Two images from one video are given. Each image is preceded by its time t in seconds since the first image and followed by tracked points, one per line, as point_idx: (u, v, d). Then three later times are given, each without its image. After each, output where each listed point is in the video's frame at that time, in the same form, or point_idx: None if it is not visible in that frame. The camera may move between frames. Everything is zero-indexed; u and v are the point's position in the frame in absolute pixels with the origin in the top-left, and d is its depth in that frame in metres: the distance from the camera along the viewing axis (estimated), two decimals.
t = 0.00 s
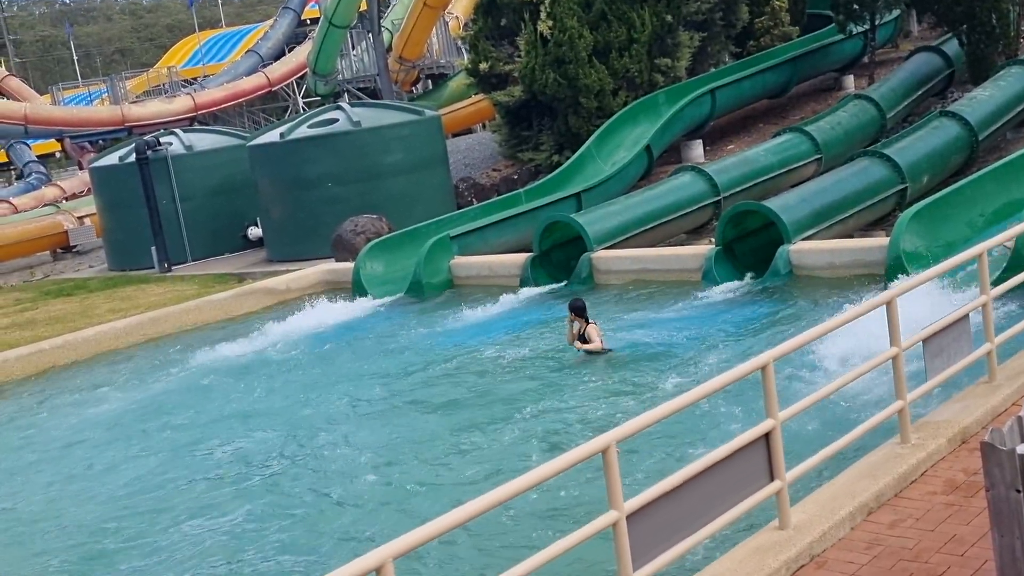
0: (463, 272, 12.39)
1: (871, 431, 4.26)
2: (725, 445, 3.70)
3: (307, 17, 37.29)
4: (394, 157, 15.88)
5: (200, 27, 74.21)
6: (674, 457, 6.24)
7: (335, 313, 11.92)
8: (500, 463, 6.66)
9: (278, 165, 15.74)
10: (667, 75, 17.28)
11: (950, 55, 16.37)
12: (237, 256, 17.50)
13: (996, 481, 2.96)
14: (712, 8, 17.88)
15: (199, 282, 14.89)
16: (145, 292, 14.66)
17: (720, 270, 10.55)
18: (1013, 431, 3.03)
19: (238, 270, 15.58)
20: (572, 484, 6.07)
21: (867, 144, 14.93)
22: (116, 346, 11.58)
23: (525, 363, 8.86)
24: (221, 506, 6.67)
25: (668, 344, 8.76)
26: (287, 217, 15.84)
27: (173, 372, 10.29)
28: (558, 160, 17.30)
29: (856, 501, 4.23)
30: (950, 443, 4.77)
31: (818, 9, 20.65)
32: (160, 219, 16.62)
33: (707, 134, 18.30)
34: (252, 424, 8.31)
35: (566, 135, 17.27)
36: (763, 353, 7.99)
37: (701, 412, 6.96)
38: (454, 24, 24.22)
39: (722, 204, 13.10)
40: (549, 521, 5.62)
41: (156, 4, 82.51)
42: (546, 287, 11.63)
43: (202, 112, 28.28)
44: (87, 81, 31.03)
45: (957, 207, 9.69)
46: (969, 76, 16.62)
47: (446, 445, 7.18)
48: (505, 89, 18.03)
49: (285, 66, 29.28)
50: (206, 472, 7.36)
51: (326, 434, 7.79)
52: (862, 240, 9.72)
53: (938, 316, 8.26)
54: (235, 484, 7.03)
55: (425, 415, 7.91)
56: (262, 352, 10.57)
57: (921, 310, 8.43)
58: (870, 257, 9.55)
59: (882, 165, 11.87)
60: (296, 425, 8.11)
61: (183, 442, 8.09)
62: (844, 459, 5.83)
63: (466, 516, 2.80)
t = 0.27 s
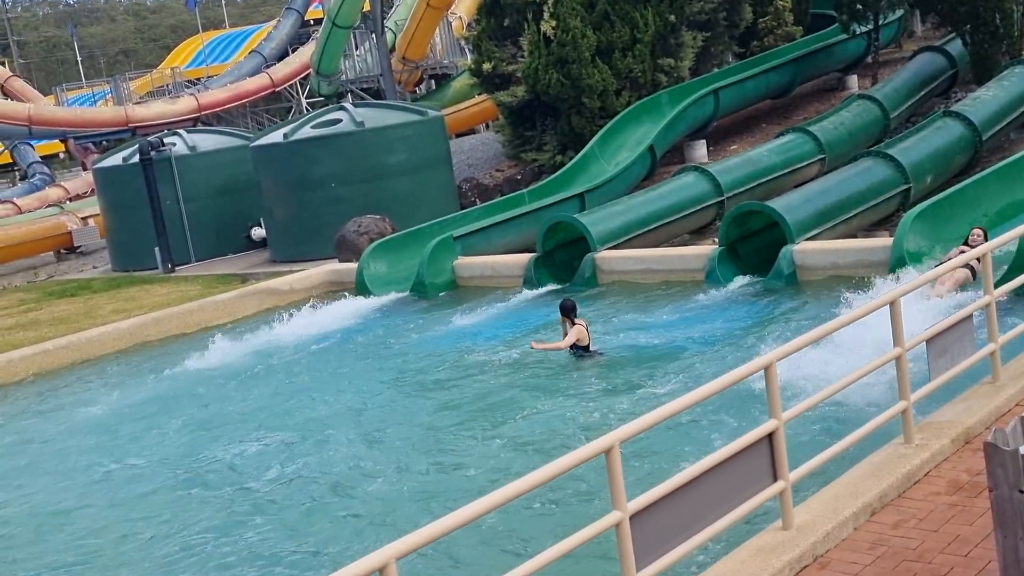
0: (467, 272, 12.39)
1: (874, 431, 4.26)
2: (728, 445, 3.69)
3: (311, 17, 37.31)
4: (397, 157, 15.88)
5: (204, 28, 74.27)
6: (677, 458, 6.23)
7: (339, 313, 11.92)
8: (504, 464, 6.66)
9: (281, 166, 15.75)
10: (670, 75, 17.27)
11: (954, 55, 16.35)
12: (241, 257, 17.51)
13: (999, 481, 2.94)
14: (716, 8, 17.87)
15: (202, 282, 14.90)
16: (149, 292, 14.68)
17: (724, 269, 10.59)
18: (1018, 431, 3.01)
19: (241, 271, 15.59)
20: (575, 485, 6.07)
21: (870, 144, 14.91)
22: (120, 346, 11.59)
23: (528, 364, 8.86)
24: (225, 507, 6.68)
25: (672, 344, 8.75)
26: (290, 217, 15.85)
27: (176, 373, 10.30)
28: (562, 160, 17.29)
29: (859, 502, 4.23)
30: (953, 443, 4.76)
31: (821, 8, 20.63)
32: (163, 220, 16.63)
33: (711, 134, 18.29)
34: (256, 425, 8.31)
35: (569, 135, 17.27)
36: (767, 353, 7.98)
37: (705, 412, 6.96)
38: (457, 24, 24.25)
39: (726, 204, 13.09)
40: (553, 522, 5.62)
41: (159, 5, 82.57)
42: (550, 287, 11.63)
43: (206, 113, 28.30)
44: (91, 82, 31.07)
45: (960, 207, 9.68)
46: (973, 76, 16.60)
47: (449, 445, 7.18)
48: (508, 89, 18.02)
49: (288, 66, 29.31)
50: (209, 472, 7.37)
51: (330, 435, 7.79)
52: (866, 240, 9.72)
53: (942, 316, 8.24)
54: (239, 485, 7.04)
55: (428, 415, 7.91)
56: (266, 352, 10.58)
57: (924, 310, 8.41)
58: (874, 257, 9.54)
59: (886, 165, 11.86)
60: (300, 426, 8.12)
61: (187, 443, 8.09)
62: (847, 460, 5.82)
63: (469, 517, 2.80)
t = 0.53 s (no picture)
0: (471, 273, 12.40)
1: (878, 432, 4.26)
2: (732, 446, 3.69)
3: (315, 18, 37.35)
4: (401, 158, 15.89)
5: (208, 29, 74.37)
6: (681, 459, 6.23)
7: (343, 313, 11.93)
8: (507, 465, 6.65)
9: (286, 166, 15.77)
10: (674, 75, 17.27)
11: (959, 55, 16.34)
12: (246, 257, 17.54)
13: (1003, 482, 2.89)
14: (720, 8, 17.87)
15: (207, 283, 14.92)
16: (154, 293, 14.71)
17: (727, 269, 10.60)
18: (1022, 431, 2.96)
19: (246, 271, 15.61)
20: (579, 486, 6.07)
21: (875, 144, 14.90)
22: (125, 347, 11.61)
23: (533, 364, 8.86)
24: (230, 507, 6.69)
25: (676, 345, 8.75)
26: (295, 218, 15.87)
27: (181, 373, 10.31)
28: (566, 161, 17.30)
29: (864, 503, 4.23)
30: (958, 444, 4.76)
31: (825, 9, 20.63)
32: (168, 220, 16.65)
33: (715, 135, 18.29)
34: (261, 425, 8.33)
35: (573, 136, 17.27)
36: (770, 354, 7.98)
37: (708, 413, 6.95)
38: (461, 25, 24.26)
39: (730, 205, 13.09)
40: (557, 523, 5.62)
41: (164, 6, 82.70)
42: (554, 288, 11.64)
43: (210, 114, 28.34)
44: (96, 82, 31.12)
45: (965, 207, 9.66)
46: (978, 77, 16.59)
47: (453, 446, 7.19)
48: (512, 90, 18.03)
49: (293, 67, 29.35)
50: (214, 473, 7.38)
51: (334, 435, 7.79)
52: (870, 241, 9.71)
53: (947, 316, 8.21)
54: (243, 486, 7.04)
55: (432, 416, 7.91)
56: (270, 353, 10.60)
57: (929, 310, 8.39)
58: (878, 257, 9.54)
59: (890, 165, 11.86)
60: (304, 426, 8.12)
61: (192, 443, 8.11)
62: (851, 460, 5.82)
63: (473, 518, 2.81)
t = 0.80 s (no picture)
0: (476, 273, 12.41)
1: (885, 433, 4.25)
2: (738, 447, 3.69)
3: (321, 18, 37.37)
4: (407, 158, 15.90)
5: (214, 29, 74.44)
6: (687, 459, 6.23)
7: (349, 313, 11.94)
8: (513, 465, 6.65)
9: (291, 166, 15.78)
10: (680, 75, 17.26)
11: (965, 55, 16.31)
12: (252, 257, 17.56)
13: (1011, 483, 2.86)
14: (726, 8, 17.86)
15: (213, 282, 14.94)
16: (160, 292, 14.73)
17: (733, 269, 10.57)
18: None
19: (251, 271, 15.63)
20: (585, 486, 6.06)
21: (881, 144, 14.88)
22: (132, 347, 11.62)
23: (538, 364, 8.85)
24: (236, 507, 6.69)
25: (682, 345, 8.74)
26: (301, 218, 15.88)
27: (188, 373, 10.32)
28: (572, 160, 17.30)
29: (870, 503, 4.22)
30: (964, 445, 4.76)
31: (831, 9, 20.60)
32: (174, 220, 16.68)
33: (721, 134, 18.28)
34: (267, 425, 8.33)
35: (579, 136, 17.27)
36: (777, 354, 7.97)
37: (714, 413, 6.95)
38: (467, 25, 24.27)
39: (736, 205, 13.07)
40: (563, 523, 5.61)
41: (170, 6, 82.83)
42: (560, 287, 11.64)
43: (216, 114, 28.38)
44: (103, 82, 31.17)
45: (972, 207, 9.64)
46: (984, 77, 16.56)
47: (460, 446, 7.19)
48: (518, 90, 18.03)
49: (299, 67, 29.37)
50: (220, 473, 7.38)
51: (340, 435, 7.80)
52: (877, 241, 9.70)
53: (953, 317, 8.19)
54: (249, 486, 7.05)
55: (438, 416, 7.91)
56: (276, 353, 10.61)
57: (936, 310, 8.37)
58: (884, 257, 9.52)
59: (896, 165, 11.84)
60: (310, 426, 8.13)
61: (198, 443, 8.12)
62: (858, 461, 5.81)
63: (478, 518, 2.80)
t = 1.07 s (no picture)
0: (482, 272, 12.42)
1: (890, 432, 4.24)
2: (743, 446, 3.69)
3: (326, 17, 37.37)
4: (412, 158, 15.91)
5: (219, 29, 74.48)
6: (693, 459, 6.22)
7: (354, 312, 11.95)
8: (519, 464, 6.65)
9: (297, 166, 15.79)
10: (685, 74, 17.25)
11: (971, 53, 16.28)
12: (257, 256, 17.58)
13: (1017, 482, 2.84)
14: (732, 7, 17.85)
15: (218, 282, 14.97)
16: (166, 292, 14.75)
17: (739, 269, 10.53)
18: None
19: (257, 270, 15.65)
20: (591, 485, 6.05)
21: (887, 143, 14.86)
22: (137, 346, 11.63)
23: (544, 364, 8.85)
24: (241, 506, 6.70)
25: (687, 345, 8.74)
26: (306, 217, 15.89)
27: (194, 371, 10.34)
28: (577, 160, 17.30)
29: (876, 502, 4.22)
30: (971, 444, 4.75)
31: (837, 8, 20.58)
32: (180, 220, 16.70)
33: (726, 133, 18.26)
34: (272, 424, 8.34)
35: (584, 135, 17.28)
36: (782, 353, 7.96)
37: (719, 412, 6.94)
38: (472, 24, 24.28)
39: (741, 204, 13.06)
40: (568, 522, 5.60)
41: (175, 5, 82.89)
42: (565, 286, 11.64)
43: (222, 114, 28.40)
44: (109, 82, 31.22)
45: (977, 206, 9.62)
46: (990, 75, 16.53)
47: (465, 445, 7.18)
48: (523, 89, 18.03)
49: (304, 66, 29.39)
50: (225, 471, 7.39)
51: (345, 434, 7.80)
52: (881, 239, 9.69)
53: (959, 316, 8.18)
54: (254, 484, 7.06)
55: (443, 415, 7.91)
56: (281, 352, 10.62)
57: (941, 310, 8.35)
58: (889, 256, 9.51)
59: (902, 164, 11.82)
60: (315, 425, 8.13)
61: (203, 442, 8.13)
62: (864, 460, 5.80)
63: (483, 517, 2.81)
